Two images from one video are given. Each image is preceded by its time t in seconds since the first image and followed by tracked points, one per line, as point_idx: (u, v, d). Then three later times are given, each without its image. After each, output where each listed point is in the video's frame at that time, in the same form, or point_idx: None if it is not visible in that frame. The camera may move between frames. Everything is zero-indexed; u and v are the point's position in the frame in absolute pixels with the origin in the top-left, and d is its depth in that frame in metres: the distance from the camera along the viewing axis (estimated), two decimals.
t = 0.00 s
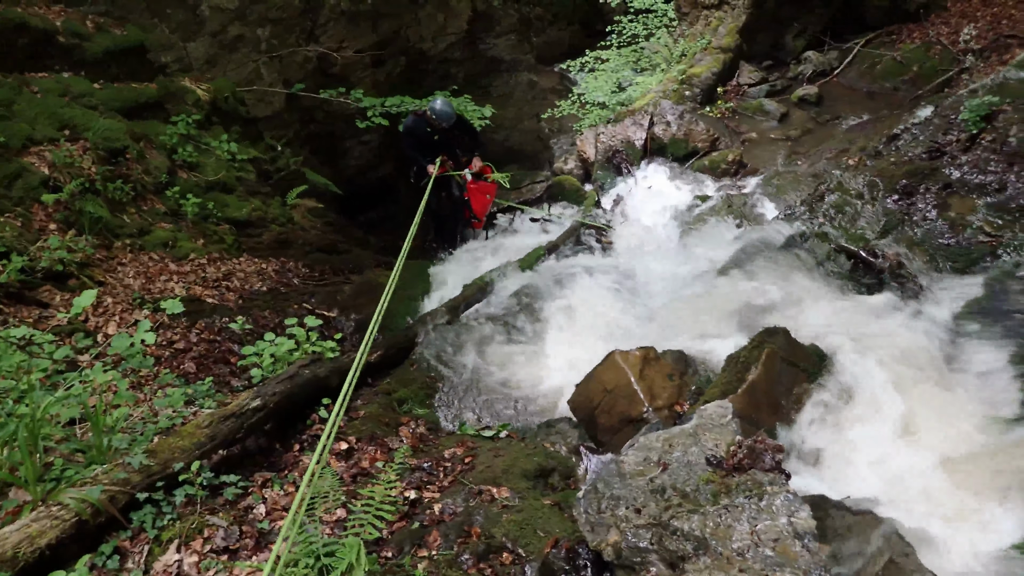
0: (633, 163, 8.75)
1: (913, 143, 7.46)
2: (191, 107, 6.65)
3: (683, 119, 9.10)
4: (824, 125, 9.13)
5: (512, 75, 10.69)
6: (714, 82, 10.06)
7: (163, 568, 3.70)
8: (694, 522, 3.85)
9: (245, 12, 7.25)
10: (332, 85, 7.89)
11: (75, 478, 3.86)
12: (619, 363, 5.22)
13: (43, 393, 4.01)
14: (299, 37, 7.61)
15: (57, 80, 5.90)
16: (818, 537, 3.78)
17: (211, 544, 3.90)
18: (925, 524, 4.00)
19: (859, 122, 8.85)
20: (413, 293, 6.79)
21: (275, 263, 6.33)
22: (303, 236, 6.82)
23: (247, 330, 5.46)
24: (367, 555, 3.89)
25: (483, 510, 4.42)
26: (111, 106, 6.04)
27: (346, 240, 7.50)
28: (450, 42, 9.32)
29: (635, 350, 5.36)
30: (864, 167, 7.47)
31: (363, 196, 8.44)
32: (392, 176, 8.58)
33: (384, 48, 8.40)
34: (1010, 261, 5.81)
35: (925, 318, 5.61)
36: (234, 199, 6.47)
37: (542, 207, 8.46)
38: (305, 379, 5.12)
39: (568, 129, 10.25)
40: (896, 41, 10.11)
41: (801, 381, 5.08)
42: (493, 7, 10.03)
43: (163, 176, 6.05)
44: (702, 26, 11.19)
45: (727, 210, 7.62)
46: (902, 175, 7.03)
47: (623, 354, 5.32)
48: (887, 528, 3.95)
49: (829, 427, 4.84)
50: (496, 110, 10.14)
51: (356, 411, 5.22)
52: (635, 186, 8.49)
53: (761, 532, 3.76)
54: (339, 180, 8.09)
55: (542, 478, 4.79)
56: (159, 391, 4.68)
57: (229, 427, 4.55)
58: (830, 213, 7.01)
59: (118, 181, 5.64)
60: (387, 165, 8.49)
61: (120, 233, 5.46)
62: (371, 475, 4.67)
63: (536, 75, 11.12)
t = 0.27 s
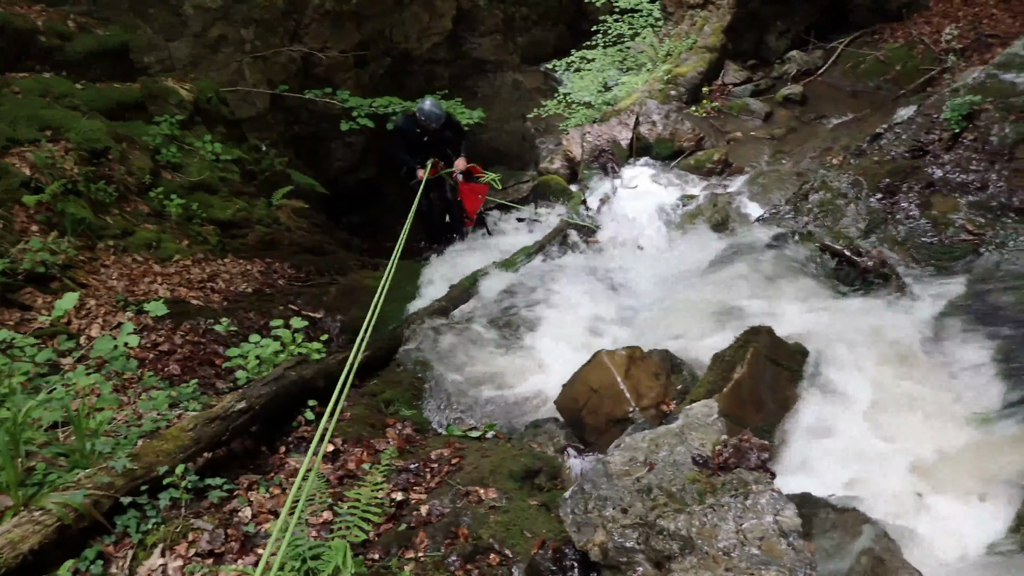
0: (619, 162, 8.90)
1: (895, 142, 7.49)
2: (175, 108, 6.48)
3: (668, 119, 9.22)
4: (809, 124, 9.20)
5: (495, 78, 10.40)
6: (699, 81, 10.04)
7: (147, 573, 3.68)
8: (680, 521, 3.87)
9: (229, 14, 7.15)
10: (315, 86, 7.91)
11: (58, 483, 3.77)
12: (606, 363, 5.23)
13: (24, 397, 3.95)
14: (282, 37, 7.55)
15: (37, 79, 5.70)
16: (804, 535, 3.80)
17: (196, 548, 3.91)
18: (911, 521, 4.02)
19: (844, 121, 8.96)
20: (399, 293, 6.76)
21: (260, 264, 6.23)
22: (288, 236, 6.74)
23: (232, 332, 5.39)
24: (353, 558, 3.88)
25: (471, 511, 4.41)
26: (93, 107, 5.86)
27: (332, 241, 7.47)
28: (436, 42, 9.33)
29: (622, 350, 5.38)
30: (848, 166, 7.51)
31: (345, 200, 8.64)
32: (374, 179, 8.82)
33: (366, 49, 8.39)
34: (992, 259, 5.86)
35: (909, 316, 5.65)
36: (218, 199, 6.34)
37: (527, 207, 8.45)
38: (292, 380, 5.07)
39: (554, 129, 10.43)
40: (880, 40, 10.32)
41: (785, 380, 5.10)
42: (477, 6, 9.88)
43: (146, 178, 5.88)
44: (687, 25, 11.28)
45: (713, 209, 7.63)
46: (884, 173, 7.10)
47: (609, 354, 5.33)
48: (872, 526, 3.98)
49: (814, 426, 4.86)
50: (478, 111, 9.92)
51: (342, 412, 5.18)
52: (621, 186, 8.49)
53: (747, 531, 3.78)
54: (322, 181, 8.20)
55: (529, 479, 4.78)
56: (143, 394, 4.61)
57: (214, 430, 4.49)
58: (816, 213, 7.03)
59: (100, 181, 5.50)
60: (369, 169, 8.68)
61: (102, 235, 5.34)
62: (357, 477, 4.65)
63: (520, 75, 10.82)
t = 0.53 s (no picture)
0: (602, 163, 8.91)
1: (875, 143, 7.60)
2: (155, 110, 6.33)
3: (650, 119, 9.30)
4: (789, 125, 9.29)
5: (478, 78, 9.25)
6: (680, 83, 10.19)
7: None
8: (661, 521, 3.88)
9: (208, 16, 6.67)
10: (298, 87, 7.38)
11: (36, 488, 3.70)
12: (588, 364, 5.23)
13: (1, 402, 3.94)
14: (263, 39, 7.06)
15: (14, 81, 5.57)
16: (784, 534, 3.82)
17: (177, 553, 3.86)
18: (891, 519, 4.05)
19: (825, 122, 9.02)
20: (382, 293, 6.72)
21: (241, 267, 6.20)
22: (270, 238, 6.72)
23: (213, 335, 5.36)
24: (336, 561, 3.87)
25: (453, 513, 4.41)
26: (72, 109, 5.77)
27: (316, 242, 7.44)
28: (418, 44, 8.35)
29: (604, 351, 5.39)
30: (828, 166, 7.64)
31: (331, 200, 8.22)
32: (358, 178, 8.32)
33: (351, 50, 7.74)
34: (970, 259, 5.93)
35: (889, 316, 5.69)
36: (199, 202, 6.29)
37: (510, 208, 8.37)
38: (273, 383, 5.05)
39: (537, 130, 10.39)
40: (860, 41, 10.32)
41: (767, 380, 5.12)
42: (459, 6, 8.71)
43: (126, 180, 5.83)
44: (669, 27, 11.49)
45: (694, 211, 7.64)
46: (864, 174, 7.20)
47: (592, 355, 5.34)
48: (853, 525, 4.00)
49: (794, 425, 4.89)
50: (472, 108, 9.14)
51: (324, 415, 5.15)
52: (603, 187, 8.50)
53: (728, 530, 3.79)
54: (303, 182, 7.75)
55: (512, 480, 4.79)
56: (123, 398, 4.55)
57: (194, 433, 4.44)
58: (796, 213, 7.09)
59: (79, 184, 5.45)
60: (354, 168, 8.20)
61: (81, 238, 5.29)
62: (340, 479, 4.64)
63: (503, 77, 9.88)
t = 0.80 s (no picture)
0: (591, 162, 8.84)
1: (862, 140, 7.63)
2: (143, 111, 6.30)
3: (639, 118, 9.36)
4: (778, 123, 9.35)
5: (467, 77, 9.75)
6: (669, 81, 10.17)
7: None
8: (651, 520, 3.87)
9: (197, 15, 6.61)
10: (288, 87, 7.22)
11: (24, 491, 3.69)
12: (578, 363, 5.23)
13: None
14: (250, 38, 6.95)
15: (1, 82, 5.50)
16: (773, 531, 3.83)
17: (167, 555, 3.83)
18: (880, 515, 4.08)
19: (812, 119, 9.05)
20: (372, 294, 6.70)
21: (230, 268, 6.18)
22: (260, 239, 6.69)
23: (202, 336, 5.35)
24: (327, 562, 3.87)
25: (444, 513, 4.40)
26: (60, 111, 5.73)
27: (307, 242, 7.41)
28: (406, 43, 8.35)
29: (594, 350, 5.40)
30: (816, 164, 7.67)
31: (326, 199, 7.98)
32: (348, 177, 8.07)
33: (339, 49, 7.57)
34: (958, 255, 5.98)
35: (878, 314, 5.70)
36: (188, 203, 6.25)
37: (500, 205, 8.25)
38: (262, 384, 5.02)
39: (525, 129, 10.12)
40: (846, 40, 10.55)
41: (756, 377, 5.13)
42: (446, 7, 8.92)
43: (114, 182, 5.80)
44: (657, 25, 11.51)
45: (684, 208, 7.65)
46: (852, 171, 7.22)
47: (582, 354, 5.34)
48: (841, 522, 4.03)
49: (783, 424, 4.93)
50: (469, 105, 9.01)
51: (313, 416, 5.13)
52: (593, 186, 8.50)
53: (717, 529, 3.78)
54: (292, 183, 7.54)
55: (502, 479, 4.79)
56: (111, 400, 4.53)
57: (183, 435, 4.43)
58: (785, 211, 7.13)
59: (67, 186, 5.42)
60: (345, 166, 7.96)
61: (69, 240, 5.25)
62: (330, 480, 4.62)
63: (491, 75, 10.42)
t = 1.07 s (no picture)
0: (583, 167, 8.81)
1: (853, 145, 7.70)
2: (133, 114, 5.98)
3: (632, 122, 9.45)
4: (770, 127, 9.38)
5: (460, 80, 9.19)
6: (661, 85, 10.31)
7: None
8: (643, 525, 3.86)
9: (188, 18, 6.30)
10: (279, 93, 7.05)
11: (14, 497, 3.64)
12: (570, 368, 5.22)
13: None
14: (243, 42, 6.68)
15: None
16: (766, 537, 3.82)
17: (157, 561, 3.81)
18: (873, 520, 4.08)
19: (804, 124, 9.13)
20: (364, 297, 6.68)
21: (223, 272, 6.04)
22: (252, 243, 6.50)
23: (194, 341, 5.32)
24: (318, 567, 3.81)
25: (436, 518, 4.39)
26: (51, 113, 5.43)
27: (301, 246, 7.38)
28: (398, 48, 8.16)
29: (586, 353, 5.38)
30: (808, 168, 7.73)
31: (315, 205, 7.86)
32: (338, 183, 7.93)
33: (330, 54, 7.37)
34: (949, 261, 5.97)
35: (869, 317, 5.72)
36: (181, 207, 6.02)
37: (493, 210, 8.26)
38: (254, 389, 5.02)
39: (518, 133, 10.38)
40: (838, 44, 10.62)
41: (747, 381, 5.14)
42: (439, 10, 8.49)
43: (105, 185, 5.55)
44: (650, 30, 11.52)
45: (676, 212, 7.68)
46: (844, 176, 7.26)
47: (573, 358, 5.32)
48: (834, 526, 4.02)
49: (775, 427, 4.92)
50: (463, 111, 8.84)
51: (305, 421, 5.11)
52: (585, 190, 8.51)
53: (709, 533, 3.80)
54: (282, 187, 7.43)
55: (494, 484, 4.78)
56: (103, 405, 4.49)
57: (175, 441, 4.40)
58: (776, 215, 7.18)
59: (59, 190, 5.17)
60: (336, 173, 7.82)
61: (60, 244, 5.06)
62: (322, 486, 4.60)
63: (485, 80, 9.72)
